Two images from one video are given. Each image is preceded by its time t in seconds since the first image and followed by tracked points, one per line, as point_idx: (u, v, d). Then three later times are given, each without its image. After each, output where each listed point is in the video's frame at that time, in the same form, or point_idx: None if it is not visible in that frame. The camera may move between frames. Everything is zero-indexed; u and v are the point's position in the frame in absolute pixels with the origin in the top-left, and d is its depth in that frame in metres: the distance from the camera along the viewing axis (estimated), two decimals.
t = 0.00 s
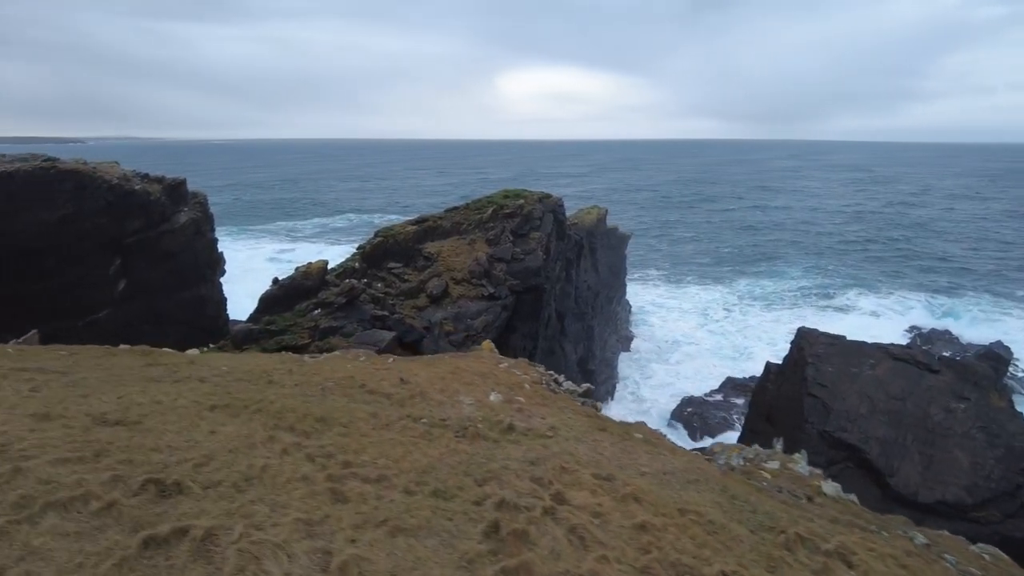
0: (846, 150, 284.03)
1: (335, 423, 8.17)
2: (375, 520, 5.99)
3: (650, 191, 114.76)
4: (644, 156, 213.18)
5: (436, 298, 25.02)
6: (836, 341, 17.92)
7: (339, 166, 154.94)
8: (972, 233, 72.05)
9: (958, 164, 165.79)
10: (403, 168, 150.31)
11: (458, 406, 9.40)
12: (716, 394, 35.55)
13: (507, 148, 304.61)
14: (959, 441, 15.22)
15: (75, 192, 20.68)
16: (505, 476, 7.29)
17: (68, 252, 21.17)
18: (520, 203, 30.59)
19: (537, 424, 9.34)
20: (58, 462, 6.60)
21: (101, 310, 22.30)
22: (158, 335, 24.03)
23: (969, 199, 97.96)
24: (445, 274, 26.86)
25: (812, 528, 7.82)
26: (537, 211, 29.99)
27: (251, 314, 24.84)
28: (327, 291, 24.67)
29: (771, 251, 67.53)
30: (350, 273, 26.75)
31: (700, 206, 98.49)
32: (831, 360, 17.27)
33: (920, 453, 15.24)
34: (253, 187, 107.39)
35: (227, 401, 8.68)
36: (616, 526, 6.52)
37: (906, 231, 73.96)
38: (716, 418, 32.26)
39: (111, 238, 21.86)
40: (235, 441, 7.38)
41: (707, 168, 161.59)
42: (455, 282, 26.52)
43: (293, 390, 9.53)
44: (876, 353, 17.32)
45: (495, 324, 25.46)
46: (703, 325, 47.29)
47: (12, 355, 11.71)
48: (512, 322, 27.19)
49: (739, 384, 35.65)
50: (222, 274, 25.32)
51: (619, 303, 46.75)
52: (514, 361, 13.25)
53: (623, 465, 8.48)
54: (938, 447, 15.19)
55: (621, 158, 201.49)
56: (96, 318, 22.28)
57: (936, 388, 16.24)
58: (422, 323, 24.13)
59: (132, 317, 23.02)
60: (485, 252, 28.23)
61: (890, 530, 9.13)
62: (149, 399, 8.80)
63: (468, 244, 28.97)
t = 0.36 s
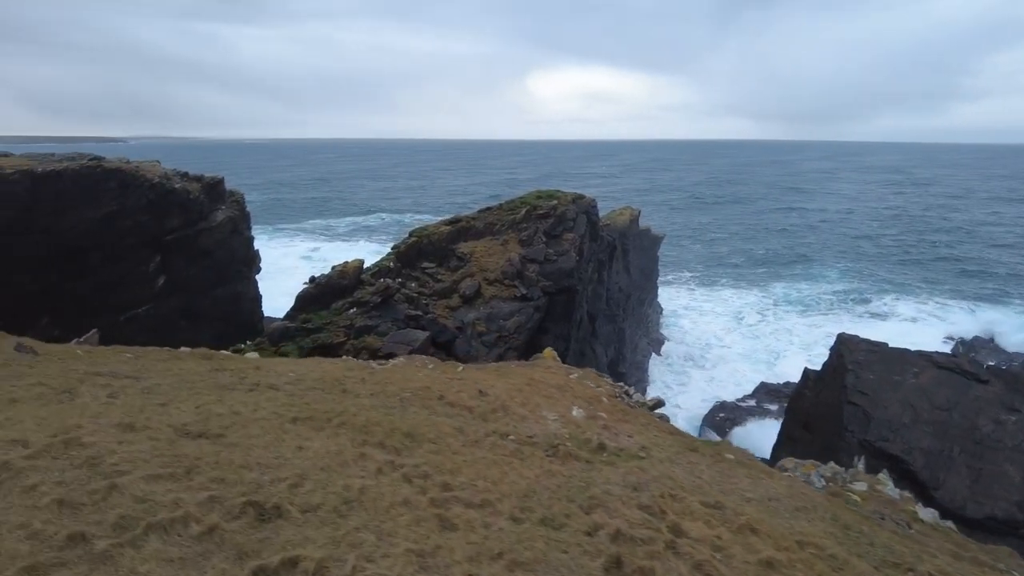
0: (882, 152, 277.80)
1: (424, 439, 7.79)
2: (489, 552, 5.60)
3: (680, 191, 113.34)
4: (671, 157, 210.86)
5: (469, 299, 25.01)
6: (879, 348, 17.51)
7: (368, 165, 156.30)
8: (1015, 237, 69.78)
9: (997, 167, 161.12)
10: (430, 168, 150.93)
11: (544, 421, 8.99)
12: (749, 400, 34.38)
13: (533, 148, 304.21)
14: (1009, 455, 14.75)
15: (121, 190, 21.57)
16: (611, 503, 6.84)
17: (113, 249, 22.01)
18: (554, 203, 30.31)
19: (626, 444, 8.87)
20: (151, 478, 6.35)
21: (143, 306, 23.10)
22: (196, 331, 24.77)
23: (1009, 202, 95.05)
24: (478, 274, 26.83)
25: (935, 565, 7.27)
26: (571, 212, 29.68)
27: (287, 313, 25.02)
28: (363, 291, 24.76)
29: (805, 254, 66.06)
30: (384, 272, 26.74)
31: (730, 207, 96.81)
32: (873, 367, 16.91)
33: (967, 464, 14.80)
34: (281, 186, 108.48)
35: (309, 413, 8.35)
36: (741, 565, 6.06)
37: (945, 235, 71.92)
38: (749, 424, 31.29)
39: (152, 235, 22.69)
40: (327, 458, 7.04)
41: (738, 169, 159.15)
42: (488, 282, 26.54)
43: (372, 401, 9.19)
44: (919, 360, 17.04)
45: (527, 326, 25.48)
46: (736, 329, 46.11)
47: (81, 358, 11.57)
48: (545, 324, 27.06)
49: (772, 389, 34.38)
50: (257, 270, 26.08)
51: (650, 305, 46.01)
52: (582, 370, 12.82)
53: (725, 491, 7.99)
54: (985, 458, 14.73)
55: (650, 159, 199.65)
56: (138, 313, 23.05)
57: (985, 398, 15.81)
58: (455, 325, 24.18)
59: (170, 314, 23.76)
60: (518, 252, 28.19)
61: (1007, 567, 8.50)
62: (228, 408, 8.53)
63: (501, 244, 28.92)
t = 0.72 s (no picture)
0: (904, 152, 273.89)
1: (500, 460, 7.38)
2: None
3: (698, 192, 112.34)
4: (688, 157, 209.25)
5: (491, 300, 24.66)
6: (908, 356, 18.14)
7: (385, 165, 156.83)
8: None
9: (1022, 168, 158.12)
10: (446, 168, 150.85)
11: (617, 440, 8.58)
12: (771, 404, 33.69)
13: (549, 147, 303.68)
14: None
15: (148, 190, 23.28)
16: (711, 536, 6.38)
17: (140, 248, 23.72)
18: (575, 203, 30.20)
19: (706, 466, 8.39)
20: (222, 503, 5.95)
21: (168, 303, 24.77)
22: (219, 329, 26.36)
23: None
24: (500, 275, 26.52)
25: None
26: (593, 213, 29.50)
27: (310, 313, 24.57)
28: (385, 291, 24.42)
29: (829, 255, 64.99)
30: (406, 272, 26.37)
31: (750, 207, 95.62)
32: (902, 373, 17.56)
33: (1000, 471, 15.24)
34: (298, 186, 108.94)
35: (375, 430, 7.98)
36: None
37: (972, 236, 70.52)
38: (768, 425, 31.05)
39: (178, 234, 24.36)
40: (404, 481, 6.62)
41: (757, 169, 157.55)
42: (509, 284, 26.21)
43: (435, 416, 8.77)
44: (950, 367, 17.72)
45: (548, 328, 25.05)
46: (756, 332, 45.18)
47: (128, 365, 11.30)
48: (565, 326, 26.77)
49: (794, 394, 33.56)
50: (277, 270, 27.68)
51: (671, 308, 45.36)
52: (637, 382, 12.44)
53: (821, 518, 7.48)
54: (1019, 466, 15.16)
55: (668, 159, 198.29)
56: (163, 312, 24.72)
57: (1018, 407, 16.31)
58: (477, 326, 23.83)
59: (193, 312, 25.34)
60: (539, 253, 27.92)
61: None
62: (289, 423, 8.13)
63: (522, 245, 28.67)
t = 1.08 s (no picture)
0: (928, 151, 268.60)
1: (576, 490, 6.72)
2: None
3: (718, 190, 110.60)
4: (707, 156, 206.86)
5: (512, 299, 24.15)
6: (940, 357, 17.20)
7: (401, 164, 156.55)
8: None
9: None
10: (463, 167, 150.22)
11: (696, 466, 7.87)
12: (795, 406, 33.22)
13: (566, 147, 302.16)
14: None
15: (171, 189, 24.45)
16: None
17: (163, 247, 24.95)
18: (597, 203, 29.47)
19: (794, 494, 7.68)
20: (278, 542, 5.31)
21: (190, 300, 25.92)
22: (240, 327, 27.36)
23: None
24: (521, 274, 25.94)
25: None
26: (615, 212, 28.84)
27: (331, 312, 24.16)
28: (407, 290, 24.04)
29: (854, 255, 63.54)
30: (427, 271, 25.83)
31: (771, 207, 93.92)
32: (934, 377, 16.64)
33: None
34: (313, 185, 108.76)
35: (434, 450, 7.33)
36: None
37: (1002, 236, 68.67)
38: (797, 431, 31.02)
39: (200, 232, 25.52)
40: (475, 515, 5.98)
41: (777, 168, 155.22)
42: (531, 283, 25.61)
43: (496, 435, 8.13)
44: (985, 369, 16.78)
45: (570, 328, 24.55)
46: (777, 333, 43.99)
47: (163, 374, 10.74)
48: (587, 327, 26.02)
49: (819, 396, 33.12)
50: (297, 269, 28.67)
51: (692, 308, 44.41)
52: (692, 393, 11.76)
53: (932, 558, 6.76)
54: None
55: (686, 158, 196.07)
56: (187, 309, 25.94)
57: None
58: (499, 326, 23.40)
59: (216, 310, 26.54)
60: (561, 252, 27.23)
61: None
62: (340, 443, 7.49)
63: (543, 243, 28.00)
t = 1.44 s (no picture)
0: (957, 150, 262.74)
1: (655, 524, 6.39)
2: None
3: (742, 191, 109.03)
4: (730, 155, 204.47)
5: (535, 300, 23.69)
6: (976, 364, 16.83)
7: (420, 164, 156.81)
8: None
9: None
10: (483, 167, 150.03)
11: (774, 495, 7.49)
12: (822, 412, 33.29)
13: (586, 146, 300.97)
14: None
15: (197, 190, 28.43)
16: None
17: (191, 245, 29.03)
18: (622, 204, 28.88)
19: (880, 526, 7.27)
20: None
21: (217, 298, 29.66)
22: (268, 326, 30.56)
23: None
24: (545, 276, 25.43)
25: None
26: (640, 213, 28.20)
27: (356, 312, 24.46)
28: (431, 291, 23.94)
29: (884, 256, 62.20)
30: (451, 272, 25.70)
31: (797, 207, 92.39)
32: (969, 385, 16.28)
33: None
34: (335, 185, 109.30)
35: (499, 475, 7.01)
36: None
37: None
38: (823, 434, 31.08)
39: (226, 231, 29.15)
40: (553, 552, 5.68)
41: (803, 168, 152.84)
42: (554, 284, 25.07)
43: (559, 457, 7.79)
44: None
45: (593, 331, 23.91)
46: (803, 336, 43.01)
47: (208, 385, 10.55)
48: (611, 329, 25.30)
49: (847, 403, 33.14)
50: (321, 269, 31.46)
51: (717, 310, 43.77)
52: (748, 410, 11.35)
53: None
54: None
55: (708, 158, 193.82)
56: (214, 306, 29.67)
57: None
58: (521, 327, 22.93)
59: (241, 307, 29.97)
60: (585, 253, 26.64)
61: None
62: (400, 464, 7.19)
63: (567, 244, 27.50)
